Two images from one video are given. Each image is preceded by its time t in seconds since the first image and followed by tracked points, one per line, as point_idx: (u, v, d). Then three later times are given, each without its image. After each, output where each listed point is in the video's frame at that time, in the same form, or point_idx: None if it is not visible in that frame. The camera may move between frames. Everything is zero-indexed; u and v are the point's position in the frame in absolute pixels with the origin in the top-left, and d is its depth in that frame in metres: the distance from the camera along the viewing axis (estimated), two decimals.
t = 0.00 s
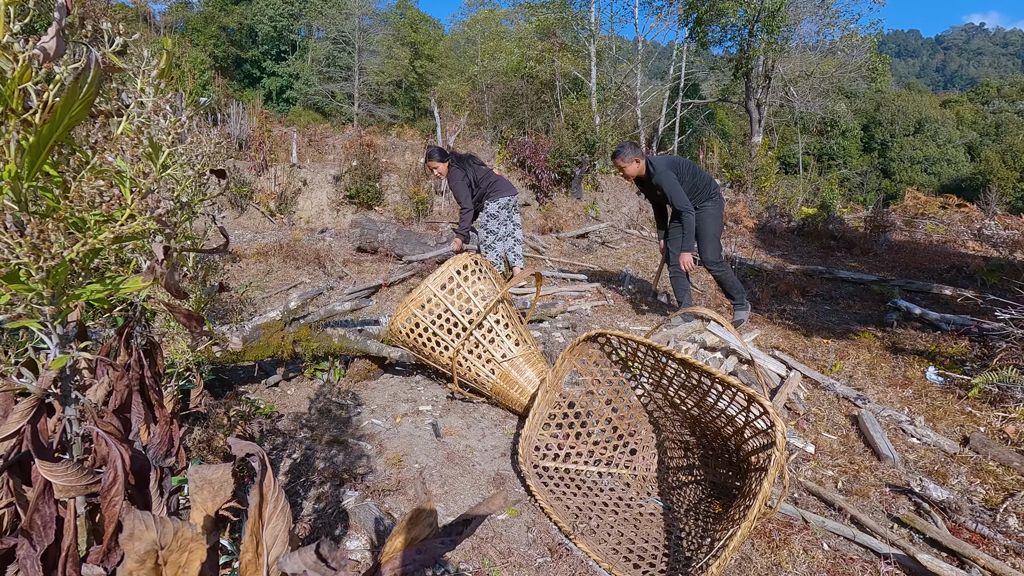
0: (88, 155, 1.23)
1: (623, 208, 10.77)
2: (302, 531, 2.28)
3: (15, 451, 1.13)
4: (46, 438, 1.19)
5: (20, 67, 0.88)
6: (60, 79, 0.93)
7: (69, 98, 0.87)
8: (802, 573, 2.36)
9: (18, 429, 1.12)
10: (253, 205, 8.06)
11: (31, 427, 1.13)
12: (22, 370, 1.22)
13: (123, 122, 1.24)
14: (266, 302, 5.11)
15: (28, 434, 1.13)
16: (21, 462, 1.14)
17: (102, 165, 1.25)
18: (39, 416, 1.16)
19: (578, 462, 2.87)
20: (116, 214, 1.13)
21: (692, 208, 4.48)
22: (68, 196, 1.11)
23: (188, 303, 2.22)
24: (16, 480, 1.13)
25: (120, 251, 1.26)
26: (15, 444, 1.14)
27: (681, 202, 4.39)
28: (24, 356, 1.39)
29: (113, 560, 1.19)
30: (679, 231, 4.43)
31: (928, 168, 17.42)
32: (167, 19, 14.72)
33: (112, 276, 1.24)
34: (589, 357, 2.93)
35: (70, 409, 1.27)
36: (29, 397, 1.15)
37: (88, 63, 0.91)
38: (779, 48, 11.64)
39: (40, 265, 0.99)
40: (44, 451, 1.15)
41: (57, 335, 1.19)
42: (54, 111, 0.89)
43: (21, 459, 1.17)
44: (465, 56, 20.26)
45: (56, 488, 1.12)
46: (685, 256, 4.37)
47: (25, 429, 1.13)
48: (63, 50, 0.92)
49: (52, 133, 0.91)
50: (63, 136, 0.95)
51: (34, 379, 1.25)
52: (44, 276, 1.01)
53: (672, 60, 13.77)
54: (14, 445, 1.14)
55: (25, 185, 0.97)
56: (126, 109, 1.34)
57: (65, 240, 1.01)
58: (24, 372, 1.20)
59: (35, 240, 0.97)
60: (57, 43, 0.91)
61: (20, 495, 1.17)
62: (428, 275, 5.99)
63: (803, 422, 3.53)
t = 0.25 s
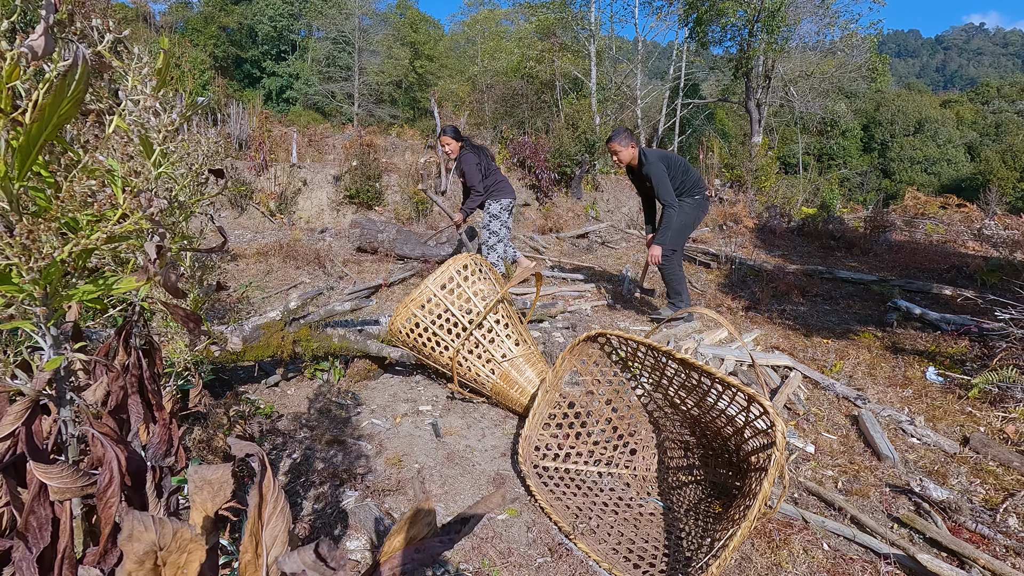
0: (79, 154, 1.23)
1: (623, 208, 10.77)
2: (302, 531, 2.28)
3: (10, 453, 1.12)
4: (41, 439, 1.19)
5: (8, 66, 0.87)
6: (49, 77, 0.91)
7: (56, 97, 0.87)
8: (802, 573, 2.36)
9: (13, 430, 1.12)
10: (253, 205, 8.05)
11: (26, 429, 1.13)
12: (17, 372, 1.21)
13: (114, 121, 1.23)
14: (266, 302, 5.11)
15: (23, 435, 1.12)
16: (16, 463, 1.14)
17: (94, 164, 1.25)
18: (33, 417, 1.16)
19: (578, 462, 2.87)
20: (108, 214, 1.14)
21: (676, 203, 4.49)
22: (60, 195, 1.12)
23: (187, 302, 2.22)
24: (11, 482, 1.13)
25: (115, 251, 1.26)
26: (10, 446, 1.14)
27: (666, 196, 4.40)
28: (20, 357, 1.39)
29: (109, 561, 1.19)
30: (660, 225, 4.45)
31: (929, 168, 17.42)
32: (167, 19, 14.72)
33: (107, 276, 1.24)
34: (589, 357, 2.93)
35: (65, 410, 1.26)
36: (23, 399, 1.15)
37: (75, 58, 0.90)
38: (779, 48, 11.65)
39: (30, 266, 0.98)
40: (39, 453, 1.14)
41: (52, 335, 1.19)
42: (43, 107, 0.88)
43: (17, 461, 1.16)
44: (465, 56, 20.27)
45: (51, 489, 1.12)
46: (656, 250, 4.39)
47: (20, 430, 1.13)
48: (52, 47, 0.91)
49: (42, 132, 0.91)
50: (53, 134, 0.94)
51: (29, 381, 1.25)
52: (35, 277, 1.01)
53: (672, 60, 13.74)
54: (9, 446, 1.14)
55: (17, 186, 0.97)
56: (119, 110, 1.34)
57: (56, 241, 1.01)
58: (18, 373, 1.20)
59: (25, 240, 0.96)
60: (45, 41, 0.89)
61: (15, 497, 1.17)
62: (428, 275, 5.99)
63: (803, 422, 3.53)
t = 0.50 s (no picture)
0: (95, 156, 1.23)
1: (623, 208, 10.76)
2: (302, 530, 2.28)
3: (19, 451, 1.13)
4: (51, 438, 1.19)
5: (30, 67, 0.87)
6: (68, 80, 0.92)
7: (78, 100, 0.87)
8: (802, 573, 2.36)
9: (22, 429, 1.12)
10: (253, 205, 8.05)
11: (35, 427, 1.12)
12: (27, 371, 1.22)
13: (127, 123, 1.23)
14: (266, 302, 5.11)
15: (31, 434, 1.12)
16: (25, 462, 1.14)
17: (109, 166, 1.24)
18: (43, 416, 1.16)
19: (578, 462, 2.87)
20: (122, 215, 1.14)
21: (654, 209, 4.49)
22: (75, 195, 1.12)
23: (188, 302, 2.22)
24: (19, 480, 1.12)
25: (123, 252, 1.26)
26: (19, 443, 1.13)
27: (644, 204, 4.40)
28: (28, 356, 1.40)
29: (116, 560, 1.20)
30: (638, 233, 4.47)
31: (929, 168, 17.42)
32: (167, 19, 14.73)
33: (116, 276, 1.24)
34: (589, 357, 2.93)
35: (73, 409, 1.27)
36: (34, 397, 1.15)
37: (98, 62, 0.90)
38: (779, 48, 11.65)
39: (49, 266, 0.99)
40: (48, 451, 1.14)
41: (63, 334, 1.19)
42: (63, 113, 0.89)
43: (25, 459, 1.16)
44: (465, 56, 20.27)
45: (59, 488, 1.12)
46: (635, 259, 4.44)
47: (30, 429, 1.13)
48: (70, 49, 0.92)
49: (60, 133, 0.92)
50: (70, 136, 0.95)
51: (39, 379, 1.25)
52: (52, 278, 1.01)
53: (672, 60, 13.76)
54: (18, 444, 1.14)
55: (32, 186, 0.98)
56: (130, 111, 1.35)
57: (72, 241, 1.02)
58: (29, 372, 1.21)
59: (44, 240, 0.97)
60: (66, 44, 0.90)
61: (23, 494, 1.16)
62: (428, 275, 5.99)
63: (803, 422, 3.53)
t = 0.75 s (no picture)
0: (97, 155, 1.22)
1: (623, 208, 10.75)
2: (302, 530, 2.28)
3: (20, 450, 1.13)
4: (52, 437, 1.19)
5: (32, 68, 0.88)
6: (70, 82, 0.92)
7: (79, 101, 0.87)
8: (802, 573, 2.36)
9: (23, 428, 1.12)
10: (254, 205, 8.05)
11: (37, 426, 1.13)
12: (27, 369, 1.22)
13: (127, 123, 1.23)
14: (266, 302, 5.11)
15: (32, 433, 1.13)
16: (26, 461, 1.14)
17: (110, 166, 1.23)
18: (45, 414, 1.16)
19: (578, 462, 2.87)
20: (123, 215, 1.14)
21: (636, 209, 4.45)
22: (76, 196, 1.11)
23: (188, 302, 2.22)
24: (21, 479, 1.13)
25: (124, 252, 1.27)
26: (20, 442, 1.14)
27: (627, 205, 4.36)
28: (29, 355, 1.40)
29: (116, 559, 1.19)
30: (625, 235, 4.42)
31: (928, 168, 17.41)
32: (167, 19, 14.72)
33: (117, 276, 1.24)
34: (589, 357, 2.93)
35: (74, 408, 1.27)
36: (35, 396, 1.15)
37: (100, 64, 0.89)
38: (779, 49, 11.65)
39: (49, 265, 0.99)
40: (49, 450, 1.15)
41: (62, 334, 1.19)
42: (65, 112, 0.89)
43: (27, 457, 1.16)
44: (465, 56, 20.25)
45: (60, 487, 1.12)
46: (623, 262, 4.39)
47: (31, 428, 1.13)
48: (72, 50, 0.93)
49: (63, 134, 0.92)
50: (73, 137, 0.95)
51: (39, 378, 1.26)
52: (54, 276, 1.01)
53: (673, 61, 13.74)
54: (20, 443, 1.14)
55: (34, 186, 0.97)
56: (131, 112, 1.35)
57: (74, 240, 1.02)
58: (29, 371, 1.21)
59: (46, 239, 0.98)
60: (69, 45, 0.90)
61: (24, 493, 1.16)
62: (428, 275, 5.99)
63: (803, 422, 3.53)
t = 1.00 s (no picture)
0: (84, 155, 1.24)
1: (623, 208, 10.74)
2: (302, 531, 2.28)
3: (11, 453, 1.14)
4: (44, 439, 1.19)
5: (13, 65, 0.87)
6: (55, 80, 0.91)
7: (62, 97, 0.86)
8: (802, 573, 2.36)
9: (14, 430, 1.12)
10: (254, 205, 8.05)
11: (27, 428, 1.13)
12: (20, 371, 1.22)
13: (118, 123, 1.22)
14: (266, 302, 5.11)
15: (23, 436, 1.13)
16: (16, 463, 1.14)
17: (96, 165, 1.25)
18: (36, 417, 1.16)
19: (578, 462, 2.87)
20: (110, 215, 1.15)
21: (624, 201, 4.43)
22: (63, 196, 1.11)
23: (187, 302, 2.22)
24: (13, 481, 1.14)
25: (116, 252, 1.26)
26: (12, 445, 1.14)
27: (613, 198, 4.34)
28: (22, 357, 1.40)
29: (111, 561, 1.19)
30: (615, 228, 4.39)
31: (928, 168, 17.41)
32: (167, 19, 14.71)
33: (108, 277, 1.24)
34: (589, 357, 2.93)
35: (66, 411, 1.26)
36: (25, 398, 1.15)
37: (82, 60, 0.90)
38: (779, 49, 11.65)
39: (35, 266, 0.98)
40: (41, 452, 1.15)
41: (53, 335, 1.19)
42: (49, 110, 0.88)
43: (19, 461, 1.16)
44: (465, 56, 20.25)
45: (53, 489, 1.13)
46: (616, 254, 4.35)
47: (21, 430, 1.13)
48: (55, 48, 0.92)
49: (47, 133, 0.90)
50: (58, 136, 0.93)
51: (32, 380, 1.25)
52: (39, 277, 1.00)
53: (672, 60, 13.72)
54: (11, 446, 1.14)
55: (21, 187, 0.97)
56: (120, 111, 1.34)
57: (59, 242, 1.01)
58: (21, 372, 1.21)
59: (30, 241, 0.97)
60: (50, 42, 0.90)
61: (15, 497, 1.17)
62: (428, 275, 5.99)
63: (803, 422, 3.53)
